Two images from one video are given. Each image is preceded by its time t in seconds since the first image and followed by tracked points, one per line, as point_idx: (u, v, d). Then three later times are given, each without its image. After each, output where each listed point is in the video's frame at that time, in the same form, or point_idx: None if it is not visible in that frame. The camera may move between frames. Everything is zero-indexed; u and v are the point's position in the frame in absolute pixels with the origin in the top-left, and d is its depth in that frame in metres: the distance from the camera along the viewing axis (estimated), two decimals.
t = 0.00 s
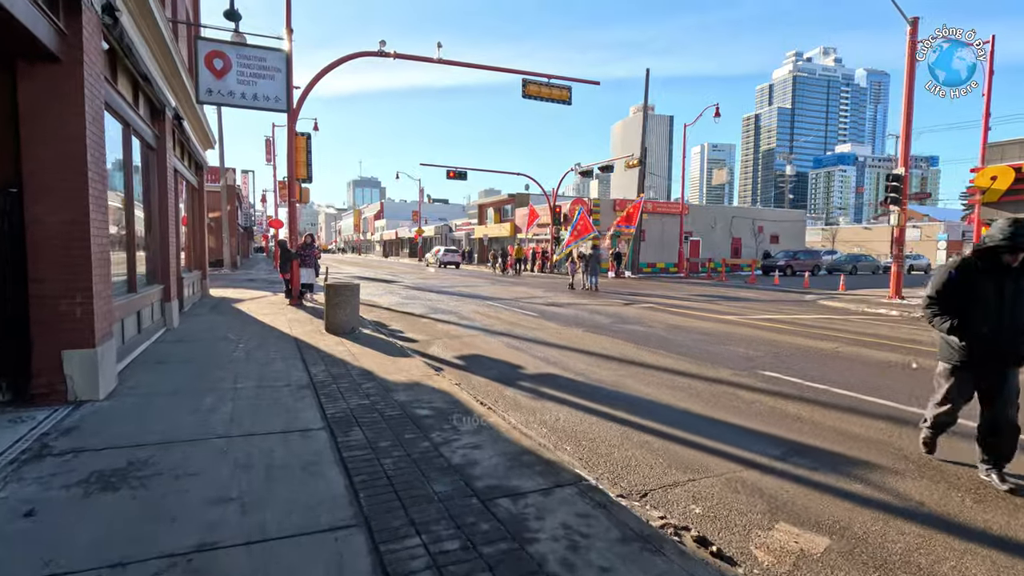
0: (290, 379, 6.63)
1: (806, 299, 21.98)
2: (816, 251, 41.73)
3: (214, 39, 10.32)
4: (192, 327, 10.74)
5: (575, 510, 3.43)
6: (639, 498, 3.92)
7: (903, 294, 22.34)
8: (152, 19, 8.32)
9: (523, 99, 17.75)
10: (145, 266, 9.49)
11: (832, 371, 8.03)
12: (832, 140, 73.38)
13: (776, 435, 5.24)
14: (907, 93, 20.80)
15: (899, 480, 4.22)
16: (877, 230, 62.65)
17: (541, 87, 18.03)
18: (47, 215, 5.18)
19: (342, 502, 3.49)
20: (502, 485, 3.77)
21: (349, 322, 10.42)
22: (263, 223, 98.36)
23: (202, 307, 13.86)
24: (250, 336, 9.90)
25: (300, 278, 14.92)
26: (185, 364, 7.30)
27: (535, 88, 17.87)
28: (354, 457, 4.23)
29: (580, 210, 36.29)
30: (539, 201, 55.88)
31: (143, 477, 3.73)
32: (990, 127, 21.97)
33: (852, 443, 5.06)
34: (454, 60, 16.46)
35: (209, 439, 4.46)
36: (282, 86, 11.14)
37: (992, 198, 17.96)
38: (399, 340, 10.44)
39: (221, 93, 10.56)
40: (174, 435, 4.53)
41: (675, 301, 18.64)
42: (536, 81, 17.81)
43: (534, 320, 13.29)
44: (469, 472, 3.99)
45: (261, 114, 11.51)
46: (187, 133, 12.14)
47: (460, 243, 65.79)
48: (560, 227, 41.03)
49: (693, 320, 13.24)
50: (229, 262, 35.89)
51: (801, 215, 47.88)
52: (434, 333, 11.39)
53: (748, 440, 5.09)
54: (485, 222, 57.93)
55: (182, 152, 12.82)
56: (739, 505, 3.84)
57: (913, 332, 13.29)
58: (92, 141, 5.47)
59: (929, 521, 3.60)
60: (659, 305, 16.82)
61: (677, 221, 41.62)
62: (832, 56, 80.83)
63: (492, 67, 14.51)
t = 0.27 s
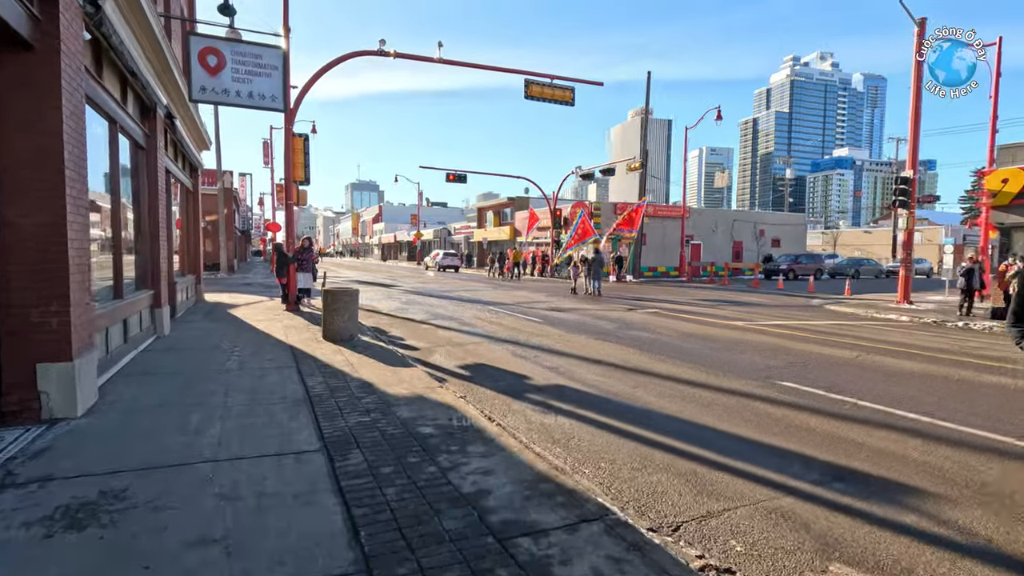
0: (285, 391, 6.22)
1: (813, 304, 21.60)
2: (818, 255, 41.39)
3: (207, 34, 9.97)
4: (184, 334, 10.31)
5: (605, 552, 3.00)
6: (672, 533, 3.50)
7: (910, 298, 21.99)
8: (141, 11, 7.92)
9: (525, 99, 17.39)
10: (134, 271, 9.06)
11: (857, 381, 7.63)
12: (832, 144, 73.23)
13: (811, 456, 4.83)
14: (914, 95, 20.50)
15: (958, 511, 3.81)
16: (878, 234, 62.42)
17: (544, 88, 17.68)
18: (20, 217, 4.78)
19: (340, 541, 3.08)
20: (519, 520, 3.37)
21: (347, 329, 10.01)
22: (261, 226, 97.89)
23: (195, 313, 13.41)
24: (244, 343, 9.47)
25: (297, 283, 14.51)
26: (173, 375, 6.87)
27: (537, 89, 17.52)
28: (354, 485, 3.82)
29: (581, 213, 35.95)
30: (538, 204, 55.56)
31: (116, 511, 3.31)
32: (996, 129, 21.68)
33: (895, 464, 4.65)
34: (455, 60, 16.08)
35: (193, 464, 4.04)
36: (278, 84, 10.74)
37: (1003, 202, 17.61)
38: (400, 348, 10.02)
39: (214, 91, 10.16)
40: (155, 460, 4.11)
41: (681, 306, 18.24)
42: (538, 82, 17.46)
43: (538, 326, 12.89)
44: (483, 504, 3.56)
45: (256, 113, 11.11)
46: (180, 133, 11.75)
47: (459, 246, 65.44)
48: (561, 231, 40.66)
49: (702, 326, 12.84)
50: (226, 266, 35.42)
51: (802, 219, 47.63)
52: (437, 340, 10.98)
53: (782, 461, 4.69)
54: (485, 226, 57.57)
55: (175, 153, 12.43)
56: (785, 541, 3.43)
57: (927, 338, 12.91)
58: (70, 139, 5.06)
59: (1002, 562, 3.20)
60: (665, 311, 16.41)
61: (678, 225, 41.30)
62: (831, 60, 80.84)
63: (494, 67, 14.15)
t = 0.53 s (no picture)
0: (281, 404, 5.82)
1: (820, 309, 21.26)
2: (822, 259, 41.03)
3: (203, 30, 9.57)
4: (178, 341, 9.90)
5: None
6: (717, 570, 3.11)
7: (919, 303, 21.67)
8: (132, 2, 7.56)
9: (530, 101, 17.11)
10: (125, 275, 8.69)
11: (885, 392, 7.25)
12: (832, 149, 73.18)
13: (856, 477, 4.43)
14: (922, 97, 20.27)
15: None
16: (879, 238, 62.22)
17: (548, 89, 17.37)
18: None
19: None
20: (547, 557, 2.97)
21: (347, 336, 9.62)
22: (259, 230, 97.49)
23: (191, 319, 13.00)
24: (240, 351, 9.06)
25: (296, 288, 14.12)
26: (164, 386, 6.46)
27: (542, 90, 17.22)
28: (358, 515, 3.41)
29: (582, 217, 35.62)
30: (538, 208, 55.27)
31: (88, 549, 2.91)
32: (1004, 132, 21.45)
33: (949, 487, 4.27)
34: (458, 61, 15.79)
35: (179, 490, 3.64)
36: (277, 82, 10.39)
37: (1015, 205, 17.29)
38: (403, 356, 9.61)
39: (211, 89, 9.79)
40: (137, 486, 3.71)
41: (688, 311, 17.89)
42: (542, 83, 17.17)
43: (544, 332, 12.52)
44: (504, 537, 3.17)
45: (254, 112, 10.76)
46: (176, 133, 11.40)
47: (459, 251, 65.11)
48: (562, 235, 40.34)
49: (713, 332, 12.47)
50: (224, 271, 34.99)
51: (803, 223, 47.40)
52: (440, 347, 10.59)
53: (827, 483, 4.28)
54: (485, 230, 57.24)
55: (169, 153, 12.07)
56: None
57: (945, 345, 12.55)
58: (50, 133, 4.68)
59: None
60: (673, 316, 16.06)
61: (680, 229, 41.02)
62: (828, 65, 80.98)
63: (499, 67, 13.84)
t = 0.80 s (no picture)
0: (281, 420, 5.43)
1: (827, 314, 20.96)
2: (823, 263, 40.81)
3: (198, 25, 9.19)
4: (171, 349, 9.50)
5: None
6: None
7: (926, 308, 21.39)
8: None
9: (533, 102, 16.78)
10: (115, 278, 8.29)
11: (916, 404, 6.91)
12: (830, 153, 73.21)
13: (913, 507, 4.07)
14: (929, 99, 20.03)
15: None
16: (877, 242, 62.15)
17: (551, 90, 17.05)
18: None
19: None
20: None
21: (348, 344, 9.22)
22: (255, 234, 96.83)
23: (185, 325, 12.58)
24: (236, 360, 8.66)
25: (293, 293, 13.70)
26: (154, 399, 6.06)
27: (545, 91, 16.89)
28: (369, 554, 3.03)
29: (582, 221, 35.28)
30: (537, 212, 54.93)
31: None
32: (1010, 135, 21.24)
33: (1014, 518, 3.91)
34: (461, 60, 15.44)
35: (167, 525, 3.25)
36: (275, 79, 10.02)
37: None
38: (407, 365, 9.22)
39: (206, 87, 9.40)
40: (119, 520, 3.31)
41: (694, 316, 17.54)
42: (546, 83, 16.84)
43: (550, 338, 12.16)
44: None
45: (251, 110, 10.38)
46: (169, 132, 11.01)
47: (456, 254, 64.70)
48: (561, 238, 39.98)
49: (724, 339, 12.10)
50: (219, 274, 34.45)
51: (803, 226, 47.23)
52: (444, 355, 10.22)
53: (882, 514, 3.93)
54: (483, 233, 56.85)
55: (162, 153, 11.66)
56: None
57: (961, 351, 12.23)
58: (27, 126, 4.27)
59: None
60: (680, 321, 15.71)
61: (680, 233, 40.74)
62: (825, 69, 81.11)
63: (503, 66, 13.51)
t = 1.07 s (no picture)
0: (275, 433, 5.06)
1: (832, 317, 20.66)
2: (823, 266, 40.59)
3: (191, 17, 8.79)
4: (161, 354, 9.08)
5: None
6: None
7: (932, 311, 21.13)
8: None
9: (535, 100, 16.45)
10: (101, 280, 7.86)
11: (946, 413, 6.59)
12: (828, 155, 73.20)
13: (973, 537, 3.75)
14: (935, 100, 19.78)
15: None
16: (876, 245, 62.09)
17: (554, 89, 16.72)
18: None
19: None
20: None
21: (347, 349, 8.84)
22: (251, 236, 96.27)
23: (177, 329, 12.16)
24: (229, 365, 8.26)
25: (290, 296, 13.29)
26: (139, 410, 5.67)
27: (547, 89, 16.57)
28: None
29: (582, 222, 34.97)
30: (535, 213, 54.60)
31: None
32: (1017, 136, 20.97)
33: None
34: (462, 58, 15.11)
35: (147, 561, 2.89)
36: (271, 74, 9.64)
37: None
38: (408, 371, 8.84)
39: (199, 81, 8.99)
40: (91, 554, 2.94)
41: (699, 320, 17.20)
42: (548, 82, 16.52)
43: (555, 342, 11.78)
44: None
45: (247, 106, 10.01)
46: (161, 127, 10.61)
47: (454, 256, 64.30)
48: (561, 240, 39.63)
49: (734, 343, 11.76)
50: (214, 276, 33.91)
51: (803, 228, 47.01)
52: (447, 361, 9.84)
53: (940, 543, 3.62)
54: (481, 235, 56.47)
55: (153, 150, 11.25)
56: None
57: (975, 355, 11.94)
58: None
59: None
60: (685, 325, 15.37)
61: (680, 234, 40.47)
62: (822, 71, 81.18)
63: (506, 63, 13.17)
